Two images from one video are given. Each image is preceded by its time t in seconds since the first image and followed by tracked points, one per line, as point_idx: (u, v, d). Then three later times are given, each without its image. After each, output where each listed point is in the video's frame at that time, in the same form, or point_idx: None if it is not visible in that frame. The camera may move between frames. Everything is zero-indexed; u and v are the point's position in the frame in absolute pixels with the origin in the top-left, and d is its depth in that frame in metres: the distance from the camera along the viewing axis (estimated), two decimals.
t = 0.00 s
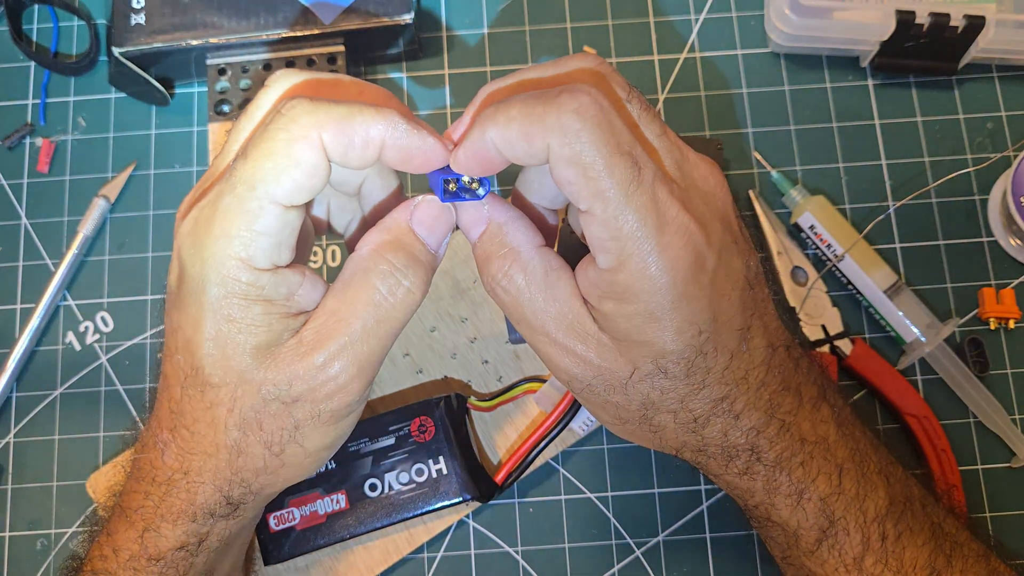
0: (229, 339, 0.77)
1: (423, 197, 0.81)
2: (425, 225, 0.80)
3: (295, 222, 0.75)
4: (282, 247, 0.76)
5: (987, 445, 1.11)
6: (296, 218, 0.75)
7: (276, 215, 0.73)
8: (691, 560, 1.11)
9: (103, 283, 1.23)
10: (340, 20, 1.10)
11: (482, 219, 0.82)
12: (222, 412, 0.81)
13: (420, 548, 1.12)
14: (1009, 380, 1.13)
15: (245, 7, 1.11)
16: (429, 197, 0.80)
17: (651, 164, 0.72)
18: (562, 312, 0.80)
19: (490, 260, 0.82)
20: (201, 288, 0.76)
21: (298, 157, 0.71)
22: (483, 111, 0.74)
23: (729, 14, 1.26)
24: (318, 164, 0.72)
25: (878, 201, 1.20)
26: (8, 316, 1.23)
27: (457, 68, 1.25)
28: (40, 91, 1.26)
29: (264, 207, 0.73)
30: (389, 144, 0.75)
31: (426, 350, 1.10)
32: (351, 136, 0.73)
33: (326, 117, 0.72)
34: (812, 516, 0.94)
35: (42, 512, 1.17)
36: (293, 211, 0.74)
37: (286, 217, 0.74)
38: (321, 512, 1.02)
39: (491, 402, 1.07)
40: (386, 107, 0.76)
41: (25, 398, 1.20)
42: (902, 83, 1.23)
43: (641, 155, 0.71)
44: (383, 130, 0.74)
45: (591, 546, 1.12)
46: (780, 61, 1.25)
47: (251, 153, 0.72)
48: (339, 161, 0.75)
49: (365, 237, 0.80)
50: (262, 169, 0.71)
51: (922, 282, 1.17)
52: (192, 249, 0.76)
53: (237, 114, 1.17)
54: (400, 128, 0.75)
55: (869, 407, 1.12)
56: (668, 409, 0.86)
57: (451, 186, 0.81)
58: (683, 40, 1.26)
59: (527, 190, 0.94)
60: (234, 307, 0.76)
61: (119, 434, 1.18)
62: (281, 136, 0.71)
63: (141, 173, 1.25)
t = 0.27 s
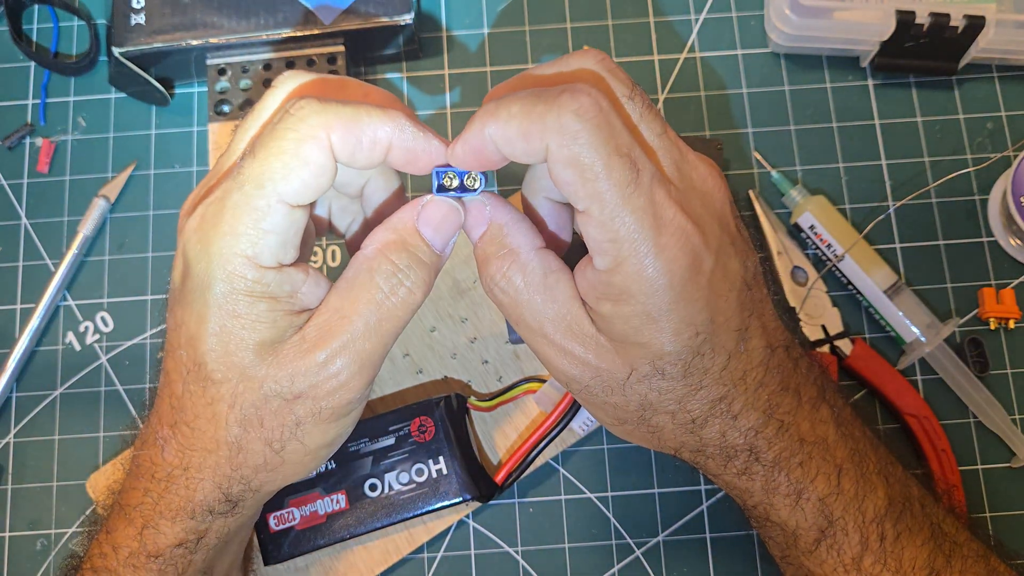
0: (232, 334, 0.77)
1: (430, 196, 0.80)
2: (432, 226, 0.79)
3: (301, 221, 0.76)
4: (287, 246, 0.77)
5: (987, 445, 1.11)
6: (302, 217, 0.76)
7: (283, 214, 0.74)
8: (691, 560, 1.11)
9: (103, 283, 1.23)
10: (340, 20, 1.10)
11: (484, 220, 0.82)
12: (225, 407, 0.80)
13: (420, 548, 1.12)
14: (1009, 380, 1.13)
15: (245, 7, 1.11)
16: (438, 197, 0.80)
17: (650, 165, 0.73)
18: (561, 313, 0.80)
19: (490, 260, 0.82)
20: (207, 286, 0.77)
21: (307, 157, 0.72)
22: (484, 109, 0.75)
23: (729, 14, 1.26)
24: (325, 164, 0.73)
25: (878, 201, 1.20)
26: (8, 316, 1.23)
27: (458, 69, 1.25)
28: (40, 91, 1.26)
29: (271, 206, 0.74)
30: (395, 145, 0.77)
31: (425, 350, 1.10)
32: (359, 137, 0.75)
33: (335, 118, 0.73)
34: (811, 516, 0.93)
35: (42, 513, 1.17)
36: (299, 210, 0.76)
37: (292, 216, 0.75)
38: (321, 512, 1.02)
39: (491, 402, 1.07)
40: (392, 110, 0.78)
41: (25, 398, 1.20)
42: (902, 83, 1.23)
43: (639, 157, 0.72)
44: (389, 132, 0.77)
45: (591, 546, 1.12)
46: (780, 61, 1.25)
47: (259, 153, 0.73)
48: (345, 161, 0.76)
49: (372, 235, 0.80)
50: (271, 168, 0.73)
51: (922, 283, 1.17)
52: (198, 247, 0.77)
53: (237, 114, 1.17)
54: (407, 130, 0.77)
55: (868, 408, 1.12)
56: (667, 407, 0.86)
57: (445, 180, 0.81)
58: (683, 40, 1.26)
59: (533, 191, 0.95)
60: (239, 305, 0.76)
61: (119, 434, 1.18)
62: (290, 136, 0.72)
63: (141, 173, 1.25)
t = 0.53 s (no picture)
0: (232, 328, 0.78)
1: (430, 194, 0.79)
2: (430, 227, 0.79)
3: (290, 210, 0.77)
4: (280, 237, 0.77)
5: (987, 445, 1.11)
6: (292, 206, 0.77)
7: (271, 202, 0.75)
8: (691, 560, 1.11)
9: (103, 283, 1.23)
10: (340, 20, 1.10)
11: (484, 216, 0.82)
12: (223, 405, 0.81)
13: (420, 548, 1.12)
14: (1009, 380, 1.13)
15: (245, 8, 1.11)
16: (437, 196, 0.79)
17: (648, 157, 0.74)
18: (564, 311, 0.80)
19: (491, 259, 0.81)
20: (205, 282, 0.77)
21: (285, 140, 0.74)
22: (481, 106, 0.77)
23: (729, 14, 1.26)
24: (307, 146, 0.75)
25: (878, 201, 1.20)
26: (9, 316, 1.23)
27: (458, 69, 1.25)
28: (40, 91, 1.26)
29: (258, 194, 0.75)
30: (373, 116, 0.77)
31: (425, 350, 1.10)
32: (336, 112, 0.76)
33: (307, 98, 0.75)
34: (814, 514, 0.94)
35: (42, 512, 1.17)
36: (286, 198, 0.76)
37: (280, 204, 0.76)
38: (321, 512, 1.02)
39: (491, 402, 1.07)
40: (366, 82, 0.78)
41: (25, 398, 1.20)
42: (902, 83, 1.23)
43: (636, 148, 0.73)
44: (365, 104, 0.76)
45: (591, 546, 1.12)
46: (780, 61, 1.25)
47: (240, 144, 0.75)
48: (325, 139, 0.77)
49: (370, 235, 0.80)
50: (252, 157, 0.74)
51: (922, 282, 1.17)
52: (193, 244, 0.77)
53: (237, 114, 1.16)
54: (382, 99, 0.76)
55: (868, 407, 1.12)
56: (670, 405, 0.85)
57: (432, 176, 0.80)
58: (683, 40, 1.26)
59: (532, 191, 0.95)
60: (235, 300, 0.77)
61: (119, 434, 1.18)
62: (267, 122, 0.74)
63: (141, 173, 1.25)
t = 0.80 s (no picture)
0: (232, 320, 0.78)
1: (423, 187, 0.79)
2: (424, 219, 0.79)
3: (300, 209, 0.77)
4: (287, 233, 0.77)
5: (987, 445, 1.11)
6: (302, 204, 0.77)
7: (284, 199, 0.75)
8: (691, 560, 1.11)
9: (103, 283, 1.23)
10: (340, 20, 1.10)
11: (493, 218, 0.81)
12: (218, 398, 0.81)
13: (420, 548, 1.12)
14: (1009, 380, 1.13)
15: (246, 8, 1.11)
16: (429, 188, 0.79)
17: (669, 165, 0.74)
18: (569, 316, 0.80)
19: (497, 261, 0.81)
20: (207, 269, 0.76)
21: (307, 143, 0.74)
22: (503, 94, 0.76)
23: (729, 14, 1.26)
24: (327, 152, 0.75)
25: (878, 201, 1.20)
26: (9, 316, 1.23)
27: (458, 69, 1.25)
28: (40, 91, 1.26)
29: (273, 191, 0.74)
30: (392, 137, 0.79)
31: (425, 350, 1.10)
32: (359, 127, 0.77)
33: (334, 107, 0.75)
34: (815, 517, 0.93)
35: (42, 513, 1.17)
36: (300, 197, 0.76)
37: (293, 203, 0.76)
38: (321, 512, 1.02)
39: (491, 402, 1.07)
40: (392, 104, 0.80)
41: (25, 398, 1.20)
42: (902, 83, 1.23)
43: (660, 155, 0.73)
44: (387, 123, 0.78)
45: (592, 546, 1.12)
46: (780, 61, 1.25)
47: (263, 140, 0.74)
48: (344, 149, 0.78)
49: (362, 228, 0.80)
50: (273, 155, 0.74)
51: (922, 282, 1.17)
52: (200, 231, 0.77)
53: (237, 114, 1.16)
54: (404, 123, 0.79)
55: (870, 409, 1.12)
56: (675, 411, 0.85)
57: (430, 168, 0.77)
58: (683, 40, 1.26)
59: (539, 190, 0.96)
60: (237, 289, 0.77)
61: (119, 434, 1.18)
62: (292, 123, 0.74)
63: (141, 173, 1.25)
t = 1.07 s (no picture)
0: (247, 318, 0.78)
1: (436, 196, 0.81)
2: (437, 226, 0.81)
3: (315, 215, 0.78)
4: (301, 238, 0.78)
5: (987, 445, 1.11)
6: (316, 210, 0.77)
7: (300, 207, 0.75)
8: (691, 560, 1.11)
9: (103, 283, 1.23)
10: (340, 20, 1.10)
11: (489, 220, 0.79)
12: (226, 394, 0.81)
13: (420, 548, 1.12)
14: (1009, 381, 1.13)
15: (245, 8, 1.11)
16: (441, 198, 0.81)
17: (668, 168, 0.73)
18: (569, 319, 0.80)
19: (497, 263, 0.80)
20: (220, 269, 0.77)
21: (326, 155, 0.74)
22: (502, 96, 0.75)
23: (729, 14, 1.26)
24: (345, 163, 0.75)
25: (878, 201, 1.20)
26: (9, 316, 1.23)
27: (458, 69, 1.25)
28: (40, 91, 1.26)
29: (290, 199, 0.75)
30: (413, 145, 0.78)
31: (425, 350, 1.10)
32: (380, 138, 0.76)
33: (355, 118, 0.74)
34: (815, 518, 0.93)
35: (42, 513, 1.17)
36: (316, 204, 0.77)
37: (309, 210, 0.76)
38: (321, 512, 1.02)
39: (491, 402, 1.06)
40: (409, 109, 0.78)
41: (25, 397, 1.20)
42: (902, 83, 1.23)
43: (659, 159, 0.72)
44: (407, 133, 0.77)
45: (592, 546, 1.12)
46: (780, 61, 1.25)
47: (282, 148, 0.74)
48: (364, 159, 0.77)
49: (378, 231, 0.81)
50: (291, 164, 0.74)
51: (922, 282, 1.17)
52: (214, 233, 0.77)
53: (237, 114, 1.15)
54: (425, 131, 0.78)
55: (869, 409, 1.12)
56: (674, 413, 0.86)
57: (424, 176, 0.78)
58: (683, 40, 1.26)
59: (537, 193, 0.95)
60: (251, 289, 0.77)
61: (119, 434, 1.18)
62: (312, 134, 0.74)
63: (141, 174, 1.25)
